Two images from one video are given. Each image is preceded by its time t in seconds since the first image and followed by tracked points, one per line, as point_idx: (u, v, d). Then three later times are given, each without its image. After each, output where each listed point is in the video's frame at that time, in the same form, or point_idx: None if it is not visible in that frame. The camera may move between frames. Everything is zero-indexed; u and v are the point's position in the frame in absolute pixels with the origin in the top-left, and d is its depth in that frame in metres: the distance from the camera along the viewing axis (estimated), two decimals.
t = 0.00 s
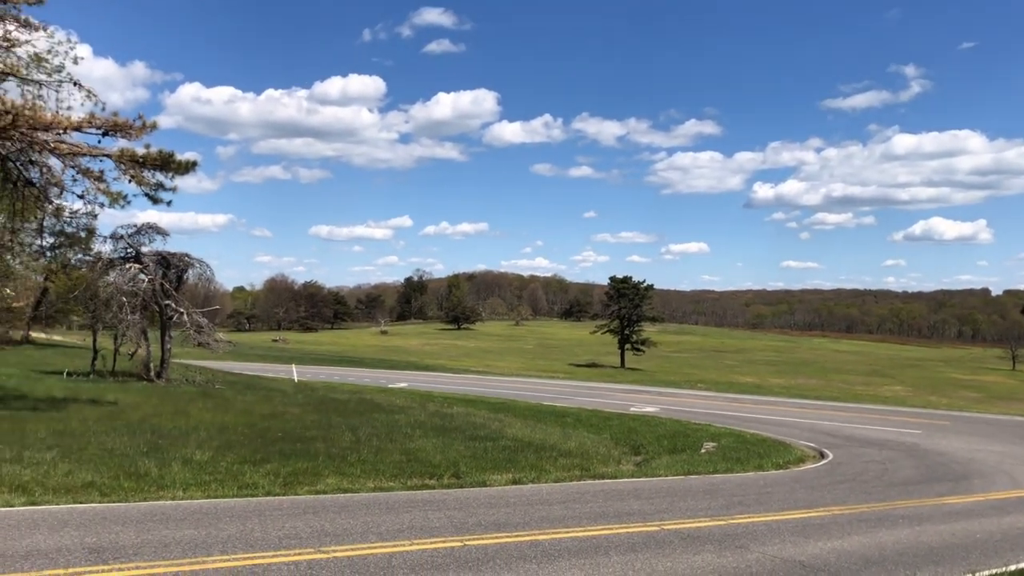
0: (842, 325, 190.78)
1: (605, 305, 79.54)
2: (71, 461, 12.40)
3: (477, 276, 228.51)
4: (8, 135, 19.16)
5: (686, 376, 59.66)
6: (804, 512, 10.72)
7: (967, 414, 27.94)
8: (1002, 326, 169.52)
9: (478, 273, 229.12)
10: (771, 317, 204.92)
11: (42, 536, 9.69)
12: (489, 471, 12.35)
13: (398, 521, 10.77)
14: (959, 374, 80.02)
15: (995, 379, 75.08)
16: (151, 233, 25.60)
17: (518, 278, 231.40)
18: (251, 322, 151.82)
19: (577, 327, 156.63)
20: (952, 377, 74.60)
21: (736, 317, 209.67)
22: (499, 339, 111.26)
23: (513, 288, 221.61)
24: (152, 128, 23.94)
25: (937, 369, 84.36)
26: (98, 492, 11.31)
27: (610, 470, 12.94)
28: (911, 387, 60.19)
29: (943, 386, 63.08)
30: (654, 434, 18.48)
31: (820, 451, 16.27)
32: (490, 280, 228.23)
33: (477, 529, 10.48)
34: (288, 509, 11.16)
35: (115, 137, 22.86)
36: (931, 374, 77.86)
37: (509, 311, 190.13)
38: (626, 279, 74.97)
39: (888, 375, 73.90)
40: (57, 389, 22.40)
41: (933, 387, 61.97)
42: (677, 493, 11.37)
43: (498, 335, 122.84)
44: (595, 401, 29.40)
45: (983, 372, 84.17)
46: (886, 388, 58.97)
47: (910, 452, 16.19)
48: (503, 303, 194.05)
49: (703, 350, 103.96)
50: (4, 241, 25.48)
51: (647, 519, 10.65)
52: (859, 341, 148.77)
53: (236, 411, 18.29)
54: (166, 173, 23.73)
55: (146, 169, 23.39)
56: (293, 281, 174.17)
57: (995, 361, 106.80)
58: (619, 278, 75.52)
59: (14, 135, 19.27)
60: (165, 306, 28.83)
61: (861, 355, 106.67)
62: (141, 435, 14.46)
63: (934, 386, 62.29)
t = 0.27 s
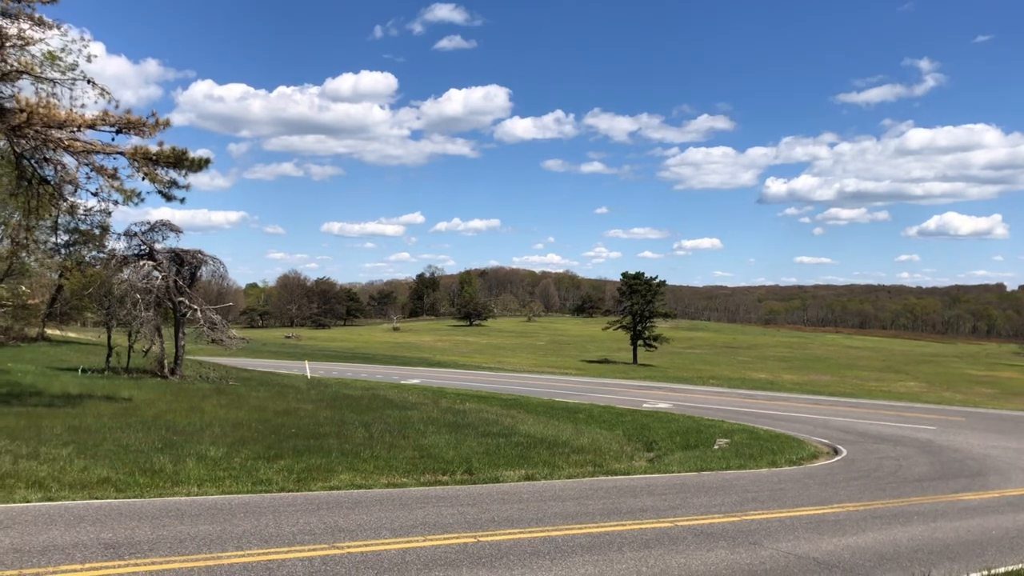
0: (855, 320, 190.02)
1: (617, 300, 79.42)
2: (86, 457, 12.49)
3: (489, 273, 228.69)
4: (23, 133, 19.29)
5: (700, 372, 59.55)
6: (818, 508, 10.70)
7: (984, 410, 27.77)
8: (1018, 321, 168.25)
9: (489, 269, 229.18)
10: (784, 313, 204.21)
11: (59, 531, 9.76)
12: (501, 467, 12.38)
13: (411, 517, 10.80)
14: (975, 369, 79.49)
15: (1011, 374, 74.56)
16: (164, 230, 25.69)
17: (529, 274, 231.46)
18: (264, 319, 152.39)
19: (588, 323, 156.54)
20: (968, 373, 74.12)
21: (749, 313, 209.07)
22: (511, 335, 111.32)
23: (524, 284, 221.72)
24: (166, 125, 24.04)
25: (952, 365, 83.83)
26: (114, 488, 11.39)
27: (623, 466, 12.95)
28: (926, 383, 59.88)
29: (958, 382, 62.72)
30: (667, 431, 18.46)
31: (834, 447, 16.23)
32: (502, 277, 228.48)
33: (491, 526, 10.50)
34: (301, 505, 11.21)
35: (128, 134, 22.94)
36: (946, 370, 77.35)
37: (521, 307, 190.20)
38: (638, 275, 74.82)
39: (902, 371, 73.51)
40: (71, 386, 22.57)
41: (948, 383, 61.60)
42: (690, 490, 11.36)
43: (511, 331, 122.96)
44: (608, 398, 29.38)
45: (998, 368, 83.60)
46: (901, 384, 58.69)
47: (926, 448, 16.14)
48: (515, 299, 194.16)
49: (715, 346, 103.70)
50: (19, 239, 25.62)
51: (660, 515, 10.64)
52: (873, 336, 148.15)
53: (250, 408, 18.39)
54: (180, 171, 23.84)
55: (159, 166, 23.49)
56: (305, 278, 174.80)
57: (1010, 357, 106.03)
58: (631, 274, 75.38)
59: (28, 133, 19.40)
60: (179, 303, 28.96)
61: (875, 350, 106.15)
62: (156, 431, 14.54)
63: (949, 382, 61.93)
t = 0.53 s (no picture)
0: (862, 319, 189.50)
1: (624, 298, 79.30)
2: (95, 453, 12.55)
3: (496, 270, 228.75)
4: (32, 130, 19.38)
5: (708, 370, 59.52)
6: (825, 506, 10.69)
7: (993, 409, 27.68)
8: None
9: (496, 267, 229.22)
10: (791, 311, 203.75)
11: (68, 526, 9.82)
12: (508, 465, 12.41)
13: (418, 514, 10.82)
14: (984, 368, 79.20)
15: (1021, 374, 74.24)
16: (172, 227, 25.74)
17: (536, 272, 231.39)
18: (271, 316, 152.72)
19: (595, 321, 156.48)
20: (976, 372, 73.85)
21: (757, 311, 208.69)
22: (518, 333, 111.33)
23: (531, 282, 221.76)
24: (174, 122, 24.08)
25: (961, 364, 83.52)
26: (122, 484, 11.44)
27: (630, 464, 12.98)
28: (934, 382, 59.72)
29: (967, 381, 62.49)
30: (675, 428, 18.49)
31: (841, 445, 16.26)
32: (509, 274, 228.58)
33: (497, 523, 10.52)
34: (308, 502, 11.25)
35: (137, 132, 23.01)
36: (955, 368, 77.09)
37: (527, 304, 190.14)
38: (645, 273, 74.72)
39: (911, 370, 73.26)
40: (80, 382, 22.70)
41: (957, 381, 61.38)
42: (697, 487, 11.38)
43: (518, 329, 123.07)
44: (615, 395, 29.38)
45: (1007, 367, 83.21)
46: (910, 382, 58.52)
47: (933, 447, 16.13)
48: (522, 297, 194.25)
49: (722, 344, 103.58)
50: (28, 236, 25.72)
51: (667, 512, 10.66)
52: (881, 335, 147.76)
53: (258, 404, 18.45)
54: (188, 168, 23.89)
55: (167, 163, 23.54)
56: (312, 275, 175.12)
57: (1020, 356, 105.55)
58: (638, 272, 75.30)
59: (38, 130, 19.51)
60: (186, 300, 29.05)
61: (883, 349, 105.84)
62: (164, 427, 14.59)
63: (958, 381, 61.75)
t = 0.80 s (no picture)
0: (862, 320, 189.57)
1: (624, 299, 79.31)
2: (95, 450, 12.56)
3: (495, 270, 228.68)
4: (34, 127, 19.41)
5: (708, 371, 59.51)
6: (823, 508, 10.70)
7: (993, 411, 27.71)
8: None
9: (496, 267, 229.25)
10: (791, 312, 203.73)
11: (68, 523, 9.82)
12: (508, 464, 12.42)
13: (417, 513, 10.82)
14: (984, 370, 79.24)
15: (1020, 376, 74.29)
16: (173, 225, 25.75)
17: (536, 272, 231.45)
18: (271, 315, 152.81)
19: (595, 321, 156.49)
20: (976, 374, 73.88)
21: (756, 312, 208.68)
22: (519, 333, 111.32)
23: (532, 282, 221.80)
24: (175, 121, 24.12)
25: (961, 366, 83.58)
26: (122, 481, 11.45)
27: (629, 464, 13.00)
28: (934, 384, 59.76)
29: (967, 383, 62.54)
30: (674, 428, 18.52)
31: (841, 447, 16.28)
32: (509, 274, 228.54)
33: (496, 522, 10.53)
34: (307, 500, 11.26)
35: (138, 130, 23.02)
36: (955, 370, 77.13)
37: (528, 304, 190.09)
38: (645, 273, 74.75)
39: (910, 372, 73.34)
40: (80, 379, 22.72)
41: (957, 383, 61.46)
42: (697, 488, 11.39)
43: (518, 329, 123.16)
44: (615, 396, 29.41)
45: (1007, 369, 83.25)
46: (910, 384, 58.58)
47: (933, 449, 16.16)
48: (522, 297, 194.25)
49: (723, 345, 103.67)
50: (28, 233, 25.73)
51: (667, 513, 10.68)
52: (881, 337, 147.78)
53: (257, 403, 18.46)
54: (189, 166, 23.92)
55: (168, 161, 23.57)
56: (312, 274, 175.20)
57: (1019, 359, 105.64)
58: (639, 273, 75.31)
59: (39, 127, 19.52)
60: (186, 298, 29.08)
61: (883, 351, 105.85)
62: (164, 425, 14.59)
63: (957, 383, 61.77)
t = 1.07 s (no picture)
0: (852, 323, 190.40)
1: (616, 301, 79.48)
2: (85, 451, 12.51)
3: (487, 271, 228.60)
4: (25, 127, 19.32)
5: (699, 372, 59.68)
6: (814, 509, 10.74)
7: (980, 413, 27.92)
8: (1015, 326, 168.72)
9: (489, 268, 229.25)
10: (781, 315, 204.42)
11: (57, 525, 9.78)
12: (500, 466, 12.42)
13: (409, 514, 10.81)
14: (973, 373, 79.77)
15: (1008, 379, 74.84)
16: (164, 225, 25.66)
17: (528, 273, 231.61)
18: (262, 316, 152.41)
19: (587, 323, 156.64)
20: (965, 376, 74.35)
21: (747, 314, 209.37)
22: (510, 335, 111.37)
23: (524, 283, 221.97)
24: (167, 121, 24.04)
25: (950, 369, 84.10)
26: (112, 482, 11.40)
27: (620, 465, 13.02)
28: (923, 387, 60.11)
29: (955, 385, 62.93)
30: (665, 430, 18.57)
31: (831, 449, 16.35)
32: (501, 275, 228.60)
33: (488, 523, 10.53)
34: (299, 501, 11.23)
35: (130, 130, 22.92)
36: (944, 373, 77.52)
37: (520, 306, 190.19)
38: (637, 276, 74.96)
39: (900, 374, 73.75)
40: (70, 380, 22.62)
41: (945, 386, 61.86)
42: (688, 489, 11.40)
43: (510, 330, 123.22)
44: (606, 397, 29.46)
45: (995, 372, 83.80)
46: (899, 387, 58.92)
47: (922, 451, 16.27)
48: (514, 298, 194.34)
49: (714, 347, 103.96)
50: (19, 232, 25.60)
51: (658, 514, 10.70)
52: (871, 339, 148.46)
53: (248, 404, 18.42)
54: (181, 167, 23.86)
55: (160, 161, 23.48)
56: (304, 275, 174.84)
57: (1007, 362, 106.40)
58: (630, 275, 75.52)
59: (30, 127, 19.43)
60: (177, 299, 28.99)
61: (873, 353, 106.38)
62: (155, 426, 14.54)
63: (946, 385, 62.17)
